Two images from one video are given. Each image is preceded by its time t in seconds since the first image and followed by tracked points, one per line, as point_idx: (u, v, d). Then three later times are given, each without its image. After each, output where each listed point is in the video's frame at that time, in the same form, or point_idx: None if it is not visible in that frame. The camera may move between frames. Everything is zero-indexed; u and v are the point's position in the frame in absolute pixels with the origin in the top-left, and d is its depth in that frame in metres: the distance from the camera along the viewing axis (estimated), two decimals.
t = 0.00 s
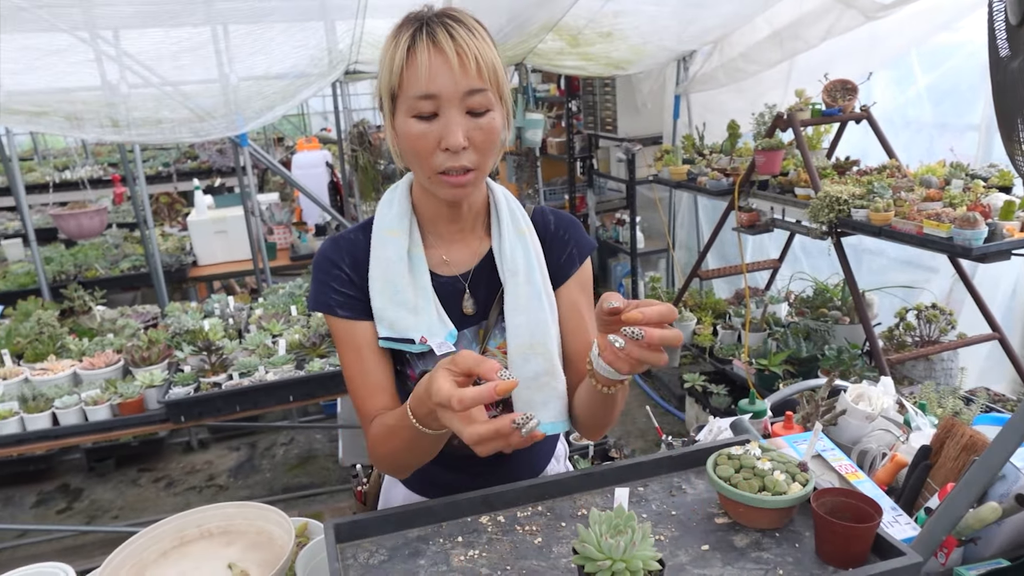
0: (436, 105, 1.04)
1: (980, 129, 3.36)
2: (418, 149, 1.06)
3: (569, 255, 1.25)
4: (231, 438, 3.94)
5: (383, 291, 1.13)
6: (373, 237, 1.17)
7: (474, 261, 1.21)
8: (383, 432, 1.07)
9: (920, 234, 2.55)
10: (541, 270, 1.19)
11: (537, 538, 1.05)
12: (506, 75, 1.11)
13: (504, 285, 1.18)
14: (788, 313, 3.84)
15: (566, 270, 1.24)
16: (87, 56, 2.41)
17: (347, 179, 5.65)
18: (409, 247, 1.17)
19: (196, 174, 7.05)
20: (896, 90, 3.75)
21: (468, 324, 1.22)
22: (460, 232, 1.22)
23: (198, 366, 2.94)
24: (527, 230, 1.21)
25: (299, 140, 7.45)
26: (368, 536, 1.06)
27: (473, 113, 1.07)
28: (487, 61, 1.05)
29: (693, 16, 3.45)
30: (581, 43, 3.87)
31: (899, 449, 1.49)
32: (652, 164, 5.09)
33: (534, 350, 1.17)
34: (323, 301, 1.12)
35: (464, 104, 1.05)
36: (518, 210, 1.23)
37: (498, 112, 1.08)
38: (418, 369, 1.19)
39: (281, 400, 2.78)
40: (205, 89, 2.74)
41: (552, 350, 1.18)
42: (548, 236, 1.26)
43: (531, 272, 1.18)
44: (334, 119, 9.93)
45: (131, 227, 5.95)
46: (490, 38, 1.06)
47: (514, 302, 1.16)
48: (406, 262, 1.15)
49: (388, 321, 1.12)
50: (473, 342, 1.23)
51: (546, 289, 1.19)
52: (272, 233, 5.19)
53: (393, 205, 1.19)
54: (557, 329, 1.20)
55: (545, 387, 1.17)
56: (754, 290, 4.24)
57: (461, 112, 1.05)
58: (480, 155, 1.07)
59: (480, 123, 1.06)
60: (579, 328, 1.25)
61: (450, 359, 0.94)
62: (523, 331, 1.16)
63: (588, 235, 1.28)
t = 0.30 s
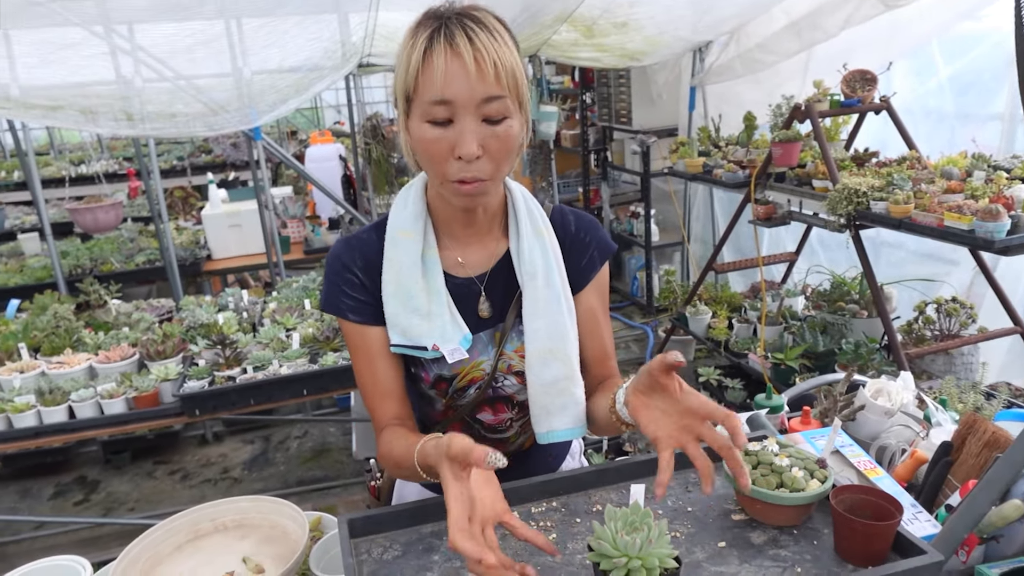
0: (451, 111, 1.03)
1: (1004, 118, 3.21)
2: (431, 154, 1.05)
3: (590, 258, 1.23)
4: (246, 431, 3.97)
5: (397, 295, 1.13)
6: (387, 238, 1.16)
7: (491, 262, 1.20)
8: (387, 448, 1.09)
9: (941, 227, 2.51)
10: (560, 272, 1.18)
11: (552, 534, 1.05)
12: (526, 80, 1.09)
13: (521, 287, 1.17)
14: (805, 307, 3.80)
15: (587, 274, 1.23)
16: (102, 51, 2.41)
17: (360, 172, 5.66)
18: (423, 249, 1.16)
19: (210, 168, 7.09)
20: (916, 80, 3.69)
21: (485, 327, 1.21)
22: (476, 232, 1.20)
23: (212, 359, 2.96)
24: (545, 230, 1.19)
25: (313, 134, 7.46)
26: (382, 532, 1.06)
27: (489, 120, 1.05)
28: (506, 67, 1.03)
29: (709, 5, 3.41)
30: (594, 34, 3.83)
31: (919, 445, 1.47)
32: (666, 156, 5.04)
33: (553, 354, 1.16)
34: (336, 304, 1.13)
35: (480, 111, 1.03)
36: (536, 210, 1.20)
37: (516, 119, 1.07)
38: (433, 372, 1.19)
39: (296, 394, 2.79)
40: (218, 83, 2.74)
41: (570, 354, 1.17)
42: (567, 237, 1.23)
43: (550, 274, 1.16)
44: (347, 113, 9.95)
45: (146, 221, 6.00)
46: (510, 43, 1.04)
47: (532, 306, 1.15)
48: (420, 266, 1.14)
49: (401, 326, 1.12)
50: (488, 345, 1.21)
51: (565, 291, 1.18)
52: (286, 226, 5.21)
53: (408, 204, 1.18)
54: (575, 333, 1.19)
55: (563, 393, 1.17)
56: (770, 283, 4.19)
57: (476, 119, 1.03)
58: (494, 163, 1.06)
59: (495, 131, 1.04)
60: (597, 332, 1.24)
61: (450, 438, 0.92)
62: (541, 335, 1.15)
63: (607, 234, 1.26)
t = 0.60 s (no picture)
0: (460, 95, 1.02)
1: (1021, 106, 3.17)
2: (437, 137, 1.04)
3: (605, 249, 1.22)
4: (256, 417, 4.00)
5: (409, 286, 1.12)
6: (400, 227, 1.15)
7: (504, 254, 1.19)
8: (397, 439, 1.09)
9: (957, 215, 2.48)
10: (575, 265, 1.17)
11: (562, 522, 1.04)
12: (544, 74, 1.06)
13: (535, 279, 1.16)
14: (817, 295, 3.77)
15: (602, 266, 1.22)
16: (111, 36, 2.40)
17: (370, 159, 5.65)
18: (436, 239, 1.15)
19: (220, 155, 7.10)
20: (934, 67, 3.63)
21: (498, 319, 1.20)
22: (489, 223, 1.19)
23: (223, 346, 2.97)
24: (561, 222, 1.18)
25: (323, 121, 7.46)
26: (392, 519, 1.06)
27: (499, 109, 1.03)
28: (521, 56, 1.01)
29: None
30: (606, 19, 3.78)
31: (934, 435, 1.45)
32: (678, 143, 5.00)
33: (567, 347, 1.15)
34: (347, 294, 1.12)
35: (490, 98, 1.02)
36: (551, 202, 1.19)
37: (528, 112, 1.04)
38: (444, 363, 1.19)
39: (306, 380, 2.80)
40: (227, 68, 2.73)
41: (583, 347, 1.16)
42: (583, 228, 1.22)
43: (564, 267, 1.15)
44: (357, 99, 9.93)
45: (156, 208, 6.03)
46: (528, 32, 1.02)
47: (547, 298, 1.14)
48: (433, 257, 1.13)
49: (413, 317, 1.11)
50: (501, 337, 1.20)
51: (579, 284, 1.16)
52: (295, 213, 5.22)
53: (421, 194, 1.17)
54: (589, 325, 1.17)
55: (576, 386, 1.16)
56: (782, 271, 4.16)
57: (484, 105, 1.02)
58: (499, 152, 1.04)
59: (504, 120, 1.02)
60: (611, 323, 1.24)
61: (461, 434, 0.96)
62: (555, 328, 1.14)
63: (623, 226, 1.24)
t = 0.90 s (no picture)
0: (472, 83, 1.02)
1: None
2: (449, 126, 1.04)
3: (614, 247, 1.22)
4: (265, 412, 4.03)
5: (419, 282, 1.13)
6: (410, 224, 1.16)
7: (513, 251, 1.19)
8: (405, 436, 1.10)
9: (969, 213, 2.46)
10: (583, 262, 1.17)
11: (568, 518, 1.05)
12: (554, 62, 1.07)
13: (545, 277, 1.16)
14: (826, 293, 3.76)
15: (611, 263, 1.22)
16: (123, 32, 2.41)
17: (379, 155, 5.67)
18: (446, 236, 1.16)
19: (230, 150, 7.14)
20: (947, 64, 3.58)
21: (506, 315, 1.20)
22: (499, 220, 1.19)
23: (232, 341, 3.00)
24: (570, 219, 1.18)
25: (332, 116, 7.48)
26: (399, 513, 1.07)
27: (511, 96, 1.03)
28: (532, 42, 1.02)
29: None
30: (617, 14, 3.77)
31: (942, 434, 1.45)
32: (688, 139, 4.98)
33: (575, 345, 1.15)
34: (356, 290, 1.13)
35: (501, 85, 1.02)
36: (561, 199, 1.19)
37: (539, 99, 1.05)
38: (452, 360, 1.19)
39: (315, 375, 2.82)
40: (238, 64, 2.74)
41: (591, 344, 1.16)
42: (592, 226, 1.22)
43: (573, 263, 1.16)
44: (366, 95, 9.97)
45: (166, 203, 6.07)
46: (539, 19, 1.03)
47: (556, 295, 1.14)
48: (442, 253, 1.14)
49: (423, 313, 1.12)
50: (509, 334, 1.20)
51: (588, 282, 1.17)
52: (305, 209, 5.23)
53: (431, 190, 1.17)
54: (597, 323, 1.18)
55: (583, 383, 1.16)
56: (791, 269, 4.14)
57: (496, 93, 1.02)
58: (512, 139, 1.04)
59: (516, 107, 1.03)
60: (619, 322, 1.24)
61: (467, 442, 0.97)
62: (564, 325, 1.15)
63: (633, 224, 1.25)
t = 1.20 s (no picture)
0: (471, 63, 1.05)
1: None
2: (448, 106, 1.04)
3: (617, 257, 1.22)
4: (269, 414, 4.04)
5: (422, 292, 1.13)
6: (412, 232, 1.16)
7: (516, 260, 1.19)
8: (409, 446, 1.11)
9: (972, 219, 2.45)
10: (586, 271, 1.17)
11: (569, 521, 1.05)
12: (549, 56, 1.11)
13: (548, 286, 1.17)
14: (830, 298, 3.76)
15: (614, 272, 1.22)
16: (131, 35, 2.42)
17: (383, 157, 5.69)
18: (448, 244, 1.16)
19: (236, 152, 7.18)
20: (953, 70, 3.58)
21: (509, 324, 1.21)
22: (502, 229, 1.19)
23: (236, 342, 3.01)
24: (574, 228, 1.19)
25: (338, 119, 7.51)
26: (401, 515, 1.08)
27: (509, 75, 1.05)
28: (526, 28, 1.07)
29: None
30: (622, 18, 3.78)
31: (943, 440, 1.45)
32: (692, 144, 4.99)
33: (578, 355, 1.16)
34: (359, 301, 1.14)
35: (499, 63, 1.05)
36: (564, 207, 1.20)
37: (536, 80, 1.07)
38: (455, 371, 1.21)
39: (318, 376, 2.83)
40: (244, 66, 2.76)
41: (594, 354, 1.17)
42: (595, 235, 1.23)
43: (576, 272, 1.16)
44: (372, 97, 10.01)
45: (172, 204, 6.11)
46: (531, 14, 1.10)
47: (558, 305, 1.15)
48: (445, 261, 1.14)
49: (425, 322, 1.13)
50: (512, 344, 1.21)
51: (591, 291, 1.17)
52: (309, 211, 5.24)
53: (434, 198, 1.17)
54: (600, 333, 1.18)
55: (585, 393, 1.17)
56: (795, 273, 4.14)
57: (495, 69, 1.04)
58: (512, 113, 1.03)
59: (514, 82, 1.04)
60: (622, 330, 1.25)
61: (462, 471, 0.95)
62: (566, 335, 1.15)
63: (636, 232, 1.25)
